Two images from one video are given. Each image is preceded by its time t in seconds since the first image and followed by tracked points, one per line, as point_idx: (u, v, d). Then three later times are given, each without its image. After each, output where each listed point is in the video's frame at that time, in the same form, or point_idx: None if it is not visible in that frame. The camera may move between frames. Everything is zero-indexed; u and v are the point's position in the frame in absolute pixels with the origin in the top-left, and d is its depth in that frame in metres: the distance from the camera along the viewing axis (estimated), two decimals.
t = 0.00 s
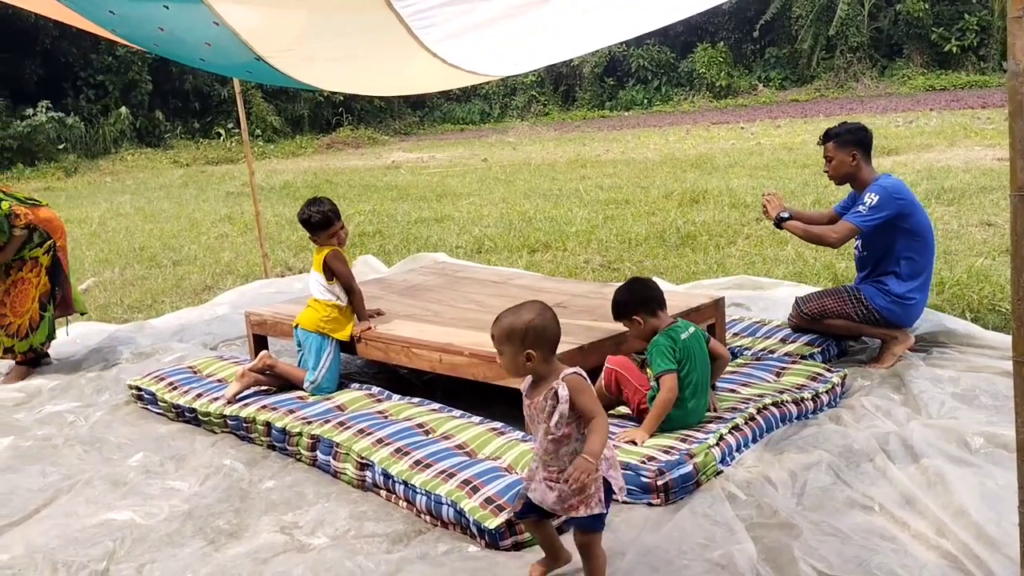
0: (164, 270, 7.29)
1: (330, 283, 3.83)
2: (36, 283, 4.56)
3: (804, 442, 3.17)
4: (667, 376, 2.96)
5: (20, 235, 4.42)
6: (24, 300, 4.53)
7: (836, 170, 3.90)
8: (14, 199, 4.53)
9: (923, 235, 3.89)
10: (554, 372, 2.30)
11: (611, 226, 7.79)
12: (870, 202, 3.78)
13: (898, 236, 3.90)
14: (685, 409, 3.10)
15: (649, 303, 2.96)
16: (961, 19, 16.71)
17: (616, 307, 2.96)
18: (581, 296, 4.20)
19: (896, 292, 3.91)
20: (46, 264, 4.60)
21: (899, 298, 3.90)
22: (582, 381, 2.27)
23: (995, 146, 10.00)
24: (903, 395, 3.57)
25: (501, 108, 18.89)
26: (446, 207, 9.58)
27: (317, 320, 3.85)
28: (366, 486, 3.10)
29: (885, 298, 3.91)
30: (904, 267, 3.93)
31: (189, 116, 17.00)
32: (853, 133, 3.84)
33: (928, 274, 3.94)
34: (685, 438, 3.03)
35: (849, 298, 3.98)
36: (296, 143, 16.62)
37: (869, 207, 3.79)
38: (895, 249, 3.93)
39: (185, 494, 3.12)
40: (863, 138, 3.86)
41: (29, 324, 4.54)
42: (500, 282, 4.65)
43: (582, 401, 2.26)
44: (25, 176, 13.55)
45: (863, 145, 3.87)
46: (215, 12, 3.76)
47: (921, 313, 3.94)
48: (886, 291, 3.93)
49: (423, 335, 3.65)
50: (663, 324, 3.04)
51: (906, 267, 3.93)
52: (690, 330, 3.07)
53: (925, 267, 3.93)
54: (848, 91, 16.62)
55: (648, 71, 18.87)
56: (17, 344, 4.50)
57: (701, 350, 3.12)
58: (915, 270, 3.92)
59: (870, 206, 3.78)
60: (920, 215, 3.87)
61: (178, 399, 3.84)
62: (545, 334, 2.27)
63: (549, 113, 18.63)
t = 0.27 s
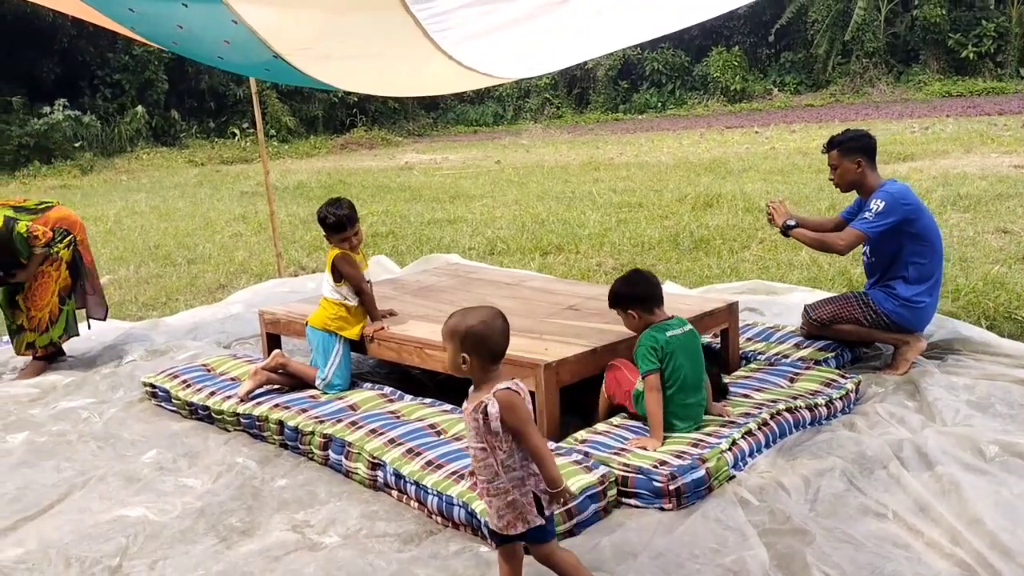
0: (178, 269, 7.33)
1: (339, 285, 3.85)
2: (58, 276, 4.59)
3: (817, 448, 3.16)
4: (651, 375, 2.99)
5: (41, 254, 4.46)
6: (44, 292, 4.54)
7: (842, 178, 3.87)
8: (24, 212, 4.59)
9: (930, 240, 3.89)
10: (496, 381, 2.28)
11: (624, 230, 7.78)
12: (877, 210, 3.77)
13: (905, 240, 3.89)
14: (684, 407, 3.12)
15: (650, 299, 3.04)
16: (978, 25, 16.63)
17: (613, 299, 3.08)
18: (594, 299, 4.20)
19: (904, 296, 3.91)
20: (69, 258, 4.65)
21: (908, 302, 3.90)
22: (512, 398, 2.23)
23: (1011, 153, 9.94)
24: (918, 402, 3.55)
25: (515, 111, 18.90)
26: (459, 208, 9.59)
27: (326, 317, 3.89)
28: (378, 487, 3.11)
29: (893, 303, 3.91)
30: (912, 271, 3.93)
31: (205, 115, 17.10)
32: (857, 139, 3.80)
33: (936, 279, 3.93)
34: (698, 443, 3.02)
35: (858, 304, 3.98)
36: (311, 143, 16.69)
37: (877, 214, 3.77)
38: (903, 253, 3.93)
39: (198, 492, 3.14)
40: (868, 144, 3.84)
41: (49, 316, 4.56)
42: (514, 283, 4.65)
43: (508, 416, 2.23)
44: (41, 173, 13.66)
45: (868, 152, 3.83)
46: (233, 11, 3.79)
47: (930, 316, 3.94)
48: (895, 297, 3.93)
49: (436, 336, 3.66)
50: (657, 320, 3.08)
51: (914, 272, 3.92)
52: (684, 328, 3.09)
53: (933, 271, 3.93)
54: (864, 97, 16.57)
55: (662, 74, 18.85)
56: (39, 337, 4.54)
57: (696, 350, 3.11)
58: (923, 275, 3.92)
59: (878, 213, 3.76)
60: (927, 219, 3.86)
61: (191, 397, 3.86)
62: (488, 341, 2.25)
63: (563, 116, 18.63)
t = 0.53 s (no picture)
0: (189, 270, 7.35)
1: (346, 289, 3.86)
2: (68, 278, 4.60)
3: (829, 458, 3.14)
4: (666, 382, 3.00)
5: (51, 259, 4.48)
6: (56, 294, 4.56)
7: (846, 188, 3.85)
8: (36, 215, 4.57)
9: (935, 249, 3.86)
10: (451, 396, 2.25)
11: (634, 234, 7.77)
12: (880, 220, 3.75)
13: (910, 249, 3.87)
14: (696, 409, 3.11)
15: (677, 302, 3.01)
16: (991, 31, 16.56)
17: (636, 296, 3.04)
18: (605, 305, 4.19)
19: (910, 305, 3.89)
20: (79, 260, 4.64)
21: (914, 311, 3.88)
22: (464, 416, 2.20)
23: None
24: (930, 412, 3.52)
25: (525, 114, 18.91)
26: (469, 211, 9.59)
27: (333, 321, 3.92)
28: (387, 492, 3.10)
29: (899, 312, 3.90)
30: (918, 279, 3.90)
31: (216, 116, 17.16)
32: (860, 149, 3.78)
33: (944, 286, 3.90)
34: (708, 451, 3.00)
35: (864, 314, 3.97)
36: (321, 145, 16.72)
37: (879, 224, 3.75)
38: (909, 262, 3.91)
39: (208, 495, 3.14)
40: (872, 154, 3.81)
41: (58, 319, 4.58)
42: (524, 288, 4.64)
43: (459, 436, 2.20)
44: (53, 173, 13.73)
45: (871, 161, 3.81)
46: (246, 15, 3.80)
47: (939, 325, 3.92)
48: (901, 306, 3.91)
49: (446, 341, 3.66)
50: (676, 325, 3.06)
51: (920, 281, 3.90)
52: (703, 335, 3.08)
53: (939, 279, 3.90)
54: (875, 102, 16.54)
55: (673, 78, 18.83)
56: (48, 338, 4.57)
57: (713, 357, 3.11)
58: (929, 283, 3.89)
59: (880, 223, 3.75)
60: (931, 227, 3.83)
61: (201, 399, 3.86)
62: (443, 356, 2.23)
63: (573, 119, 18.63)
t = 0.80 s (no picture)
0: (206, 275, 7.40)
1: (359, 298, 3.88)
2: (81, 288, 4.59)
3: (846, 474, 3.13)
4: (689, 398, 3.00)
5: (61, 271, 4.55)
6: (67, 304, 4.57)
7: (853, 205, 3.83)
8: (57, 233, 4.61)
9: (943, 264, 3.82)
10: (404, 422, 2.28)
11: (650, 243, 7.76)
12: (886, 236, 3.73)
13: (918, 264, 3.85)
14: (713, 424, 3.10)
15: (698, 315, 3.05)
16: (1010, 40, 16.47)
17: (655, 306, 3.09)
18: (621, 316, 4.19)
19: (919, 320, 3.87)
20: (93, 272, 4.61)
21: (923, 327, 3.86)
22: (412, 445, 2.23)
23: None
24: (948, 428, 3.50)
25: (540, 120, 18.94)
26: (484, 218, 9.61)
27: (345, 329, 3.96)
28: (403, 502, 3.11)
29: (908, 327, 3.88)
30: (926, 295, 3.88)
31: (232, 120, 17.26)
32: (866, 165, 3.76)
33: (953, 301, 3.87)
34: (725, 466, 3.00)
35: (874, 330, 3.93)
36: (336, 149, 16.79)
37: (885, 240, 3.73)
38: (917, 277, 3.88)
39: (225, 502, 3.16)
40: (878, 170, 3.78)
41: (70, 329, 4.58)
42: (540, 298, 4.65)
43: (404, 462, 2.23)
44: (71, 176, 13.85)
45: (878, 177, 3.79)
46: (267, 26, 3.84)
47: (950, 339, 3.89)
48: (910, 322, 3.89)
49: (462, 351, 3.67)
50: (695, 339, 3.08)
51: (929, 296, 3.87)
52: (722, 346, 3.09)
53: (949, 294, 3.86)
54: (892, 111, 16.48)
55: (688, 85, 18.81)
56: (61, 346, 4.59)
57: (733, 371, 3.12)
58: (938, 298, 3.87)
59: (886, 239, 3.73)
60: (939, 242, 3.81)
61: (219, 405, 3.89)
62: (394, 386, 2.24)
63: (588, 125, 18.64)
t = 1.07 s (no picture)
0: (236, 289, 7.49)
1: (390, 319, 3.92)
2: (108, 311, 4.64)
3: (875, 505, 3.11)
4: (714, 426, 3.00)
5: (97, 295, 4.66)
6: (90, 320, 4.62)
7: (863, 237, 3.74)
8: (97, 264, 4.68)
9: (954, 292, 3.74)
10: (371, 445, 2.30)
11: (677, 263, 7.76)
12: (893, 268, 3.65)
13: (928, 293, 3.77)
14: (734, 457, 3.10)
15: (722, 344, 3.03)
16: None
17: (682, 332, 3.06)
18: (649, 339, 4.19)
19: (932, 350, 3.81)
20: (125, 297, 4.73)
21: (937, 356, 3.79)
22: (389, 465, 2.26)
23: None
24: (980, 458, 3.47)
25: (567, 135, 18.99)
26: (511, 235, 9.64)
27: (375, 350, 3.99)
28: (431, 523, 3.13)
29: (922, 358, 3.82)
30: (939, 323, 3.80)
31: (263, 134, 17.47)
32: (874, 196, 3.66)
33: (967, 328, 3.79)
34: (754, 494, 2.99)
35: (889, 367, 3.87)
36: (364, 163, 16.93)
37: (892, 272, 3.65)
38: (928, 306, 3.80)
39: (256, 521, 3.20)
40: (886, 200, 3.67)
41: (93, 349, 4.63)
42: (568, 319, 4.66)
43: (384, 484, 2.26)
44: (104, 188, 14.08)
45: (887, 208, 3.68)
46: (302, 51, 3.93)
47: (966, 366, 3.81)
48: (923, 352, 3.82)
49: (491, 373, 3.69)
50: (722, 366, 3.07)
51: (941, 325, 3.80)
52: (747, 374, 3.10)
53: (963, 321, 3.78)
54: (922, 129, 16.36)
55: (716, 102, 18.79)
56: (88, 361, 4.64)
57: (758, 401, 3.13)
58: (951, 326, 3.79)
59: (893, 271, 3.65)
60: (949, 270, 3.71)
61: (250, 423, 3.93)
62: (365, 408, 2.27)
63: (615, 141, 18.67)
